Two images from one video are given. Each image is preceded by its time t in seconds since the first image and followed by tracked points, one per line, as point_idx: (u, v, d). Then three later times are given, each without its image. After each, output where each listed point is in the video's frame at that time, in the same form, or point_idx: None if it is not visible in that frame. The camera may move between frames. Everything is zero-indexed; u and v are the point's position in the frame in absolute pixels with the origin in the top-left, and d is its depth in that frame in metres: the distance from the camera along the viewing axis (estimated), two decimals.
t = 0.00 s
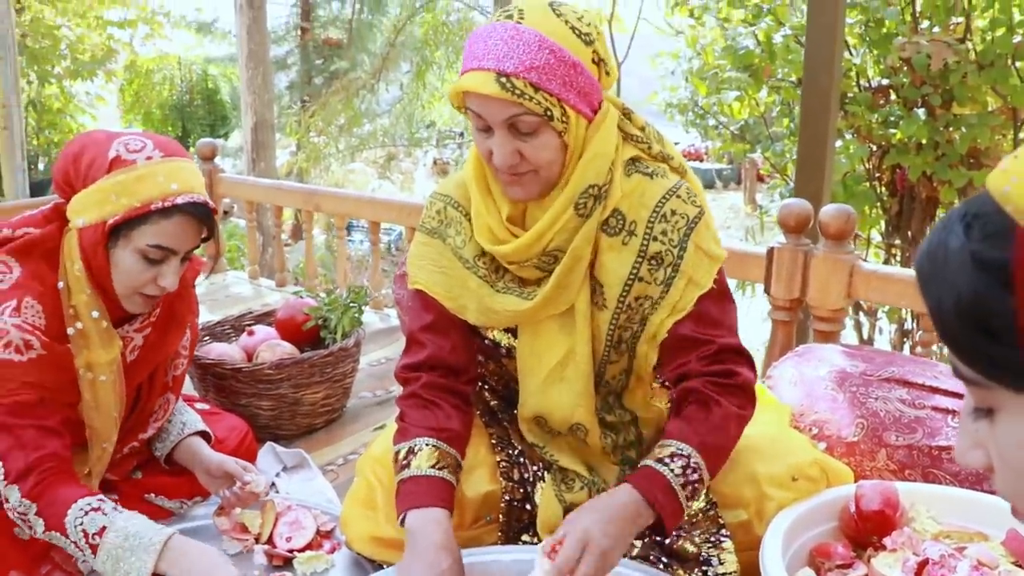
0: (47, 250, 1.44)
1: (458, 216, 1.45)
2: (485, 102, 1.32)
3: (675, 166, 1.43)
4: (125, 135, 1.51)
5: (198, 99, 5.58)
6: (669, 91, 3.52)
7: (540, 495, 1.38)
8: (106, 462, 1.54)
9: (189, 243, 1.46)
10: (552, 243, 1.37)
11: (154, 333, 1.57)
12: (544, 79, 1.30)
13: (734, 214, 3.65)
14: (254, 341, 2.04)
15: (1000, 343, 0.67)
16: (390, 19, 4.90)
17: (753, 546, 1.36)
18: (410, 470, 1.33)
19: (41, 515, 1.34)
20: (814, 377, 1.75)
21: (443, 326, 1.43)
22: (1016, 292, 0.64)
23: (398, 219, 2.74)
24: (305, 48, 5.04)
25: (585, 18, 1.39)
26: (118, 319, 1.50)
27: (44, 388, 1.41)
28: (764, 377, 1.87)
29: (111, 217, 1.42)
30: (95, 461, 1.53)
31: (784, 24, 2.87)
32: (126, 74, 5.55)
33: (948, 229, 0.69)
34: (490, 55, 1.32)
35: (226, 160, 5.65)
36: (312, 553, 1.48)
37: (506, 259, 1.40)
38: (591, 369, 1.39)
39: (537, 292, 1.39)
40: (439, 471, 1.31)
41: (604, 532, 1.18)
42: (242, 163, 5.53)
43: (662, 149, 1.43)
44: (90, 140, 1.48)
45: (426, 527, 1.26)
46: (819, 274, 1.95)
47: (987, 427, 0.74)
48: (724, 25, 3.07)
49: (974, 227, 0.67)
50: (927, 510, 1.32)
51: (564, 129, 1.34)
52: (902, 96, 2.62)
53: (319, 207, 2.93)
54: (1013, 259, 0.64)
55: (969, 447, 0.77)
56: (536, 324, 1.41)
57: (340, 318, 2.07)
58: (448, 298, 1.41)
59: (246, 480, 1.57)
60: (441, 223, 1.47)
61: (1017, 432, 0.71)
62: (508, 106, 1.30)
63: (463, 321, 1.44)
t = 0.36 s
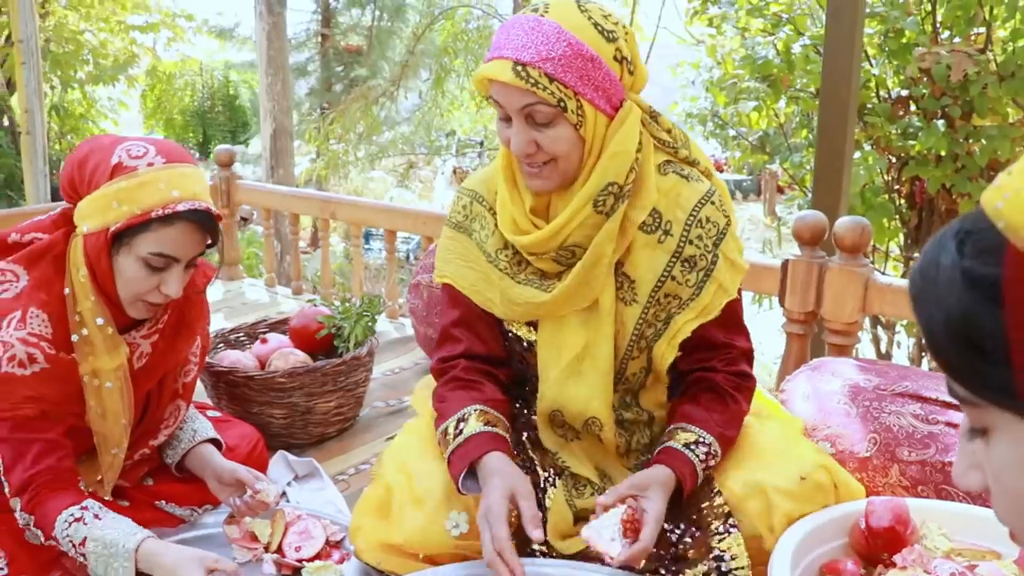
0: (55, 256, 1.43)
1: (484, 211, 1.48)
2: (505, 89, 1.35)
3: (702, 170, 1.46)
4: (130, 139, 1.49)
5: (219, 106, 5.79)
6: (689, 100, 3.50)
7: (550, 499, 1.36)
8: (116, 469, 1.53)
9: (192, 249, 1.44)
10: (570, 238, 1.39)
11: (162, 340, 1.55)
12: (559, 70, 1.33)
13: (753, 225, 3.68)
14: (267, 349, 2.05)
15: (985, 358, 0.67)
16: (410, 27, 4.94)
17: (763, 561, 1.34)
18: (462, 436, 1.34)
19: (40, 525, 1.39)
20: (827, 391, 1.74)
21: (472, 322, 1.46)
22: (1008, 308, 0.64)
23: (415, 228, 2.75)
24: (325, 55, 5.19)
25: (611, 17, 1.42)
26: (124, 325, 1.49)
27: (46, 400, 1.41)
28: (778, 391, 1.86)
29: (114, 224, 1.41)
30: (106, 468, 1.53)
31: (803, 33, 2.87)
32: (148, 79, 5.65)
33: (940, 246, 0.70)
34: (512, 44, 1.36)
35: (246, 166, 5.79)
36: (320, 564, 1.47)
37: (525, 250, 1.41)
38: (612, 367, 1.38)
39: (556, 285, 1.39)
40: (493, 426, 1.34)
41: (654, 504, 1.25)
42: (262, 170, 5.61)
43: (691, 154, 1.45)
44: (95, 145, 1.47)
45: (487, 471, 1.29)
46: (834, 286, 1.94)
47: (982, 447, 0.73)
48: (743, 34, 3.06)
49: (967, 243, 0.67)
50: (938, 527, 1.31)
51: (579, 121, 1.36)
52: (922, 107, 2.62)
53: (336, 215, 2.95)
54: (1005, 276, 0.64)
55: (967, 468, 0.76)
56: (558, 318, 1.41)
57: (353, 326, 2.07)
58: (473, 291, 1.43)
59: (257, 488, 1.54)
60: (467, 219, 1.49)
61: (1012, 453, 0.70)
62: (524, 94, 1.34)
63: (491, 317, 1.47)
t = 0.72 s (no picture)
0: (72, 261, 1.45)
1: (508, 214, 1.48)
2: (544, 89, 1.35)
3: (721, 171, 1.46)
4: (144, 146, 1.50)
5: (240, 110, 5.86)
6: (710, 108, 3.50)
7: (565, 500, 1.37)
8: (129, 474, 1.54)
9: (207, 258, 1.45)
10: (600, 231, 1.39)
11: (176, 346, 1.57)
12: (599, 68, 1.34)
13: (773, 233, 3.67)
14: (281, 353, 2.06)
15: (1002, 364, 0.67)
16: (430, 33, 4.95)
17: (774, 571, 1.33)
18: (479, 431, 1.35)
19: (59, 519, 1.34)
20: (842, 401, 1.73)
21: (490, 324, 1.46)
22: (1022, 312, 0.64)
23: (432, 234, 2.76)
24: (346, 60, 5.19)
25: (642, 16, 1.42)
26: (140, 332, 1.50)
27: (66, 397, 1.42)
28: (793, 400, 1.86)
29: (129, 233, 1.41)
30: (118, 472, 1.54)
31: (823, 41, 2.86)
32: (171, 83, 5.79)
33: (958, 244, 0.69)
34: (550, 44, 1.36)
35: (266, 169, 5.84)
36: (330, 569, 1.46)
37: (555, 246, 1.41)
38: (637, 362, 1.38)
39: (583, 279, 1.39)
40: (510, 418, 1.36)
41: (664, 502, 1.26)
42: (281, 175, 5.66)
43: (713, 153, 1.46)
44: (110, 152, 1.48)
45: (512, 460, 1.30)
46: (850, 296, 1.93)
47: (991, 451, 0.74)
48: (763, 41, 3.06)
49: (984, 243, 0.67)
50: (952, 539, 1.29)
51: (619, 118, 1.37)
52: (943, 116, 2.60)
53: (353, 220, 2.97)
54: (1021, 278, 0.63)
55: (975, 472, 0.76)
56: (583, 315, 1.41)
57: (368, 331, 2.08)
58: (497, 294, 1.43)
59: (269, 491, 1.56)
60: (491, 221, 1.49)
61: (1020, 460, 0.71)
62: (565, 92, 1.34)
63: (508, 318, 1.46)
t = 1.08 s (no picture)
0: (93, 259, 1.47)
1: (529, 223, 1.45)
2: (584, 100, 1.31)
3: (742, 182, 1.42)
4: (170, 145, 1.51)
5: (261, 114, 5.93)
6: (729, 113, 3.50)
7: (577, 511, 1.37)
8: (145, 470, 1.55)
9: (231, 257, 1.46)
10: (631, 239, 1.36)
11: (195, 347, 1.58)
12: (641, 77, 1.31)
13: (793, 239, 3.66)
14: (298, 354, 2.07)
15: (993, 363, 0.67)
16: (451, 38, 4.99)
17: None
18: (495, 449, 1.33)
19: (85, 508, 1.34)
20: (858, 407, 1.72)
21: (506, 332, 1.43)
22: (1014, 314, 0.64)
23: (449, 238, 2.76)
24: (367, 65, 5.27)
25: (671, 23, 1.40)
26: (161, 330, 1.52)
27: (91, 388, 1.44)
28: (808, 406, 1.84)
29: (154, 230, 1.43)
30: (135, 469, 1.54)
31: (843, 47, 2.85)
32: (192, 87, 5.86)
33: (952, 246, 0.70)
34: (589, 55, 1.31)
35: (285, 173, 5.90)
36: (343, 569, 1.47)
37: (581, 259, 1.38)
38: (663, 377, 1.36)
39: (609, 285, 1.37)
40: (523, 441, 1.33)
41: (665, 537, 1.22)
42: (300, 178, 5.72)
43: (733, 161, 1.42)
44: (136, 151, 1.49)
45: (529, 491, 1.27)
46: (868, 301, 1.91)
47: (988, 453, 0.74)
48: (783, 47, 3.05)
49: (977, 245, 0.67)
50: (970, 548, 1.28)
51: (657, 128, 1.35)
52: (964, 121, 2.58)
53: (371, 223, 2.98)
54: (1014, 279, 0.64)
55: (973, 474, 0.77)
56: (604, 323, 1.38)
57: (384, 333, 2.08)
58: (516, 304, 1.41)
59: (283, 490, 1.57)
60: (510, 230, 1.46)
61: (1016, 460, 0.71)
62: (611, 104, 1.30)
63: (525, 328, 1.45)
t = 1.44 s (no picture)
0: (105, 258, 1.48)
1: (552, 231, 1.44)
2: (619, 123, 1.29)
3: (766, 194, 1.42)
4: (177, 144, 1.53)
5: (280, 117, 5.99)
6: (748, 117, 3.48)
7: (593, 518, 1.36)
8: (158, 468, 1.56)
9: (237, 254, 1.47)
10: (658, 256, 1.35)
11: (206, 345, 1.59)
12: (679, 100, 1.30)
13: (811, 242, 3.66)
14: (314, 354, 2.08)
15: (1018, 356, 0.68)
16: (468, 41, 4.95)
17: None
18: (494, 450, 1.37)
19: (81, 513, 1.37)
20: (874, 410, 1.71)
21: (521, 339, 1.44)
22: None
23: (465, 239, 2.77)
24: (384, 68, 5.22)
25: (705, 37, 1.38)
26: (171, 327, 1.53)
27: (94, 391, 1.45)
28: (823, 409, 1.84)
29: (161, 228, 1.44)
30: (149, 466, 1.55)
31: (862, 50, 2.85)
32: (211, 89, 5.93)
33: (979, 244, 0.70)
34: (627, 76, 1.29)
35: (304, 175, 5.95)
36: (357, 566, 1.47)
37: (605, 272, 1.38)
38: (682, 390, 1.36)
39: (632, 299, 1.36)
40: (521, 446, 1.35)
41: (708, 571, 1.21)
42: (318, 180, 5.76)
43: (758, 173, 1.41)
44: (144, 150, 1.51)
45: (514, 491, 1.30)
46: (885, 303, 1.91)
47: (1011, 449, 0.77)
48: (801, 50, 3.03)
49: (1004, 244, 0.68)
50: (986, 551, 1.27)
51: (690, 149, 1.34)
52: (984, 125, 2.56)
53: (388, 224, 2.99)
54: None
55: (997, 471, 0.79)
56: (624, 336, 1.38)
57: (400, 333, 2.09)
58: (535, 312, 1.41)
59: (298, 488, 1.58)
60: (531, 238, 1.46)
61: None
62: (645, 128, 1.29)
63: (542, 335, 1.45)
